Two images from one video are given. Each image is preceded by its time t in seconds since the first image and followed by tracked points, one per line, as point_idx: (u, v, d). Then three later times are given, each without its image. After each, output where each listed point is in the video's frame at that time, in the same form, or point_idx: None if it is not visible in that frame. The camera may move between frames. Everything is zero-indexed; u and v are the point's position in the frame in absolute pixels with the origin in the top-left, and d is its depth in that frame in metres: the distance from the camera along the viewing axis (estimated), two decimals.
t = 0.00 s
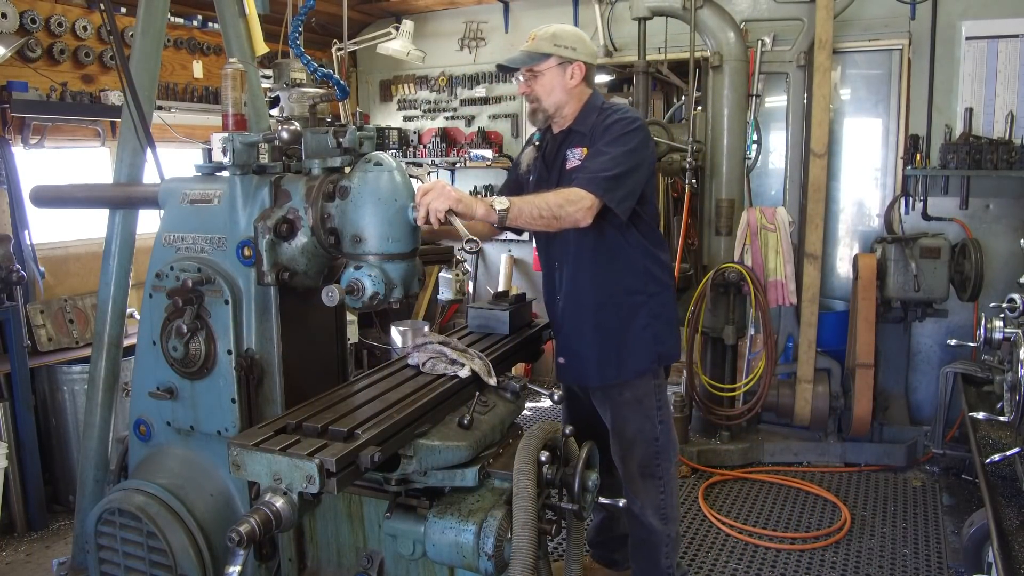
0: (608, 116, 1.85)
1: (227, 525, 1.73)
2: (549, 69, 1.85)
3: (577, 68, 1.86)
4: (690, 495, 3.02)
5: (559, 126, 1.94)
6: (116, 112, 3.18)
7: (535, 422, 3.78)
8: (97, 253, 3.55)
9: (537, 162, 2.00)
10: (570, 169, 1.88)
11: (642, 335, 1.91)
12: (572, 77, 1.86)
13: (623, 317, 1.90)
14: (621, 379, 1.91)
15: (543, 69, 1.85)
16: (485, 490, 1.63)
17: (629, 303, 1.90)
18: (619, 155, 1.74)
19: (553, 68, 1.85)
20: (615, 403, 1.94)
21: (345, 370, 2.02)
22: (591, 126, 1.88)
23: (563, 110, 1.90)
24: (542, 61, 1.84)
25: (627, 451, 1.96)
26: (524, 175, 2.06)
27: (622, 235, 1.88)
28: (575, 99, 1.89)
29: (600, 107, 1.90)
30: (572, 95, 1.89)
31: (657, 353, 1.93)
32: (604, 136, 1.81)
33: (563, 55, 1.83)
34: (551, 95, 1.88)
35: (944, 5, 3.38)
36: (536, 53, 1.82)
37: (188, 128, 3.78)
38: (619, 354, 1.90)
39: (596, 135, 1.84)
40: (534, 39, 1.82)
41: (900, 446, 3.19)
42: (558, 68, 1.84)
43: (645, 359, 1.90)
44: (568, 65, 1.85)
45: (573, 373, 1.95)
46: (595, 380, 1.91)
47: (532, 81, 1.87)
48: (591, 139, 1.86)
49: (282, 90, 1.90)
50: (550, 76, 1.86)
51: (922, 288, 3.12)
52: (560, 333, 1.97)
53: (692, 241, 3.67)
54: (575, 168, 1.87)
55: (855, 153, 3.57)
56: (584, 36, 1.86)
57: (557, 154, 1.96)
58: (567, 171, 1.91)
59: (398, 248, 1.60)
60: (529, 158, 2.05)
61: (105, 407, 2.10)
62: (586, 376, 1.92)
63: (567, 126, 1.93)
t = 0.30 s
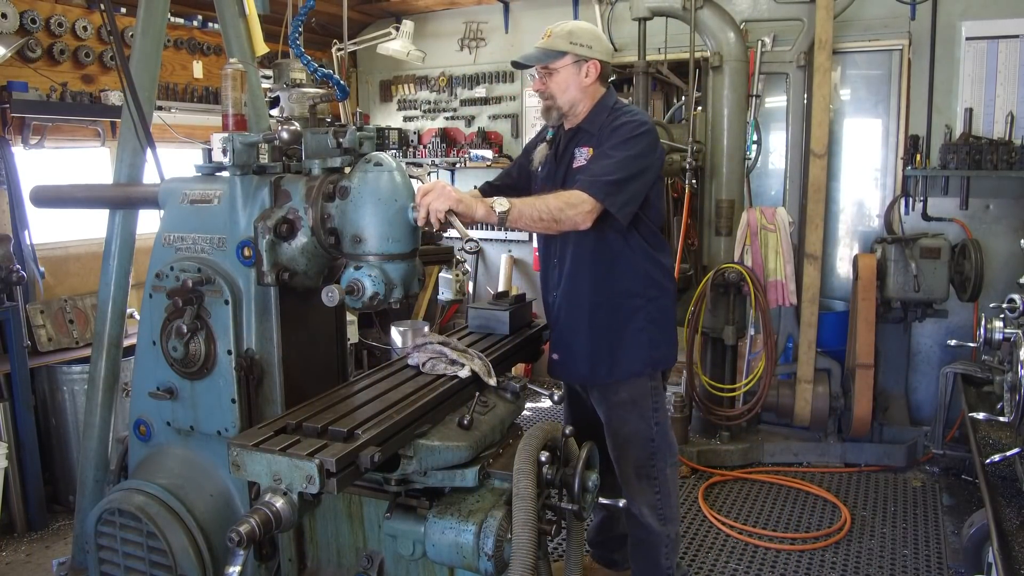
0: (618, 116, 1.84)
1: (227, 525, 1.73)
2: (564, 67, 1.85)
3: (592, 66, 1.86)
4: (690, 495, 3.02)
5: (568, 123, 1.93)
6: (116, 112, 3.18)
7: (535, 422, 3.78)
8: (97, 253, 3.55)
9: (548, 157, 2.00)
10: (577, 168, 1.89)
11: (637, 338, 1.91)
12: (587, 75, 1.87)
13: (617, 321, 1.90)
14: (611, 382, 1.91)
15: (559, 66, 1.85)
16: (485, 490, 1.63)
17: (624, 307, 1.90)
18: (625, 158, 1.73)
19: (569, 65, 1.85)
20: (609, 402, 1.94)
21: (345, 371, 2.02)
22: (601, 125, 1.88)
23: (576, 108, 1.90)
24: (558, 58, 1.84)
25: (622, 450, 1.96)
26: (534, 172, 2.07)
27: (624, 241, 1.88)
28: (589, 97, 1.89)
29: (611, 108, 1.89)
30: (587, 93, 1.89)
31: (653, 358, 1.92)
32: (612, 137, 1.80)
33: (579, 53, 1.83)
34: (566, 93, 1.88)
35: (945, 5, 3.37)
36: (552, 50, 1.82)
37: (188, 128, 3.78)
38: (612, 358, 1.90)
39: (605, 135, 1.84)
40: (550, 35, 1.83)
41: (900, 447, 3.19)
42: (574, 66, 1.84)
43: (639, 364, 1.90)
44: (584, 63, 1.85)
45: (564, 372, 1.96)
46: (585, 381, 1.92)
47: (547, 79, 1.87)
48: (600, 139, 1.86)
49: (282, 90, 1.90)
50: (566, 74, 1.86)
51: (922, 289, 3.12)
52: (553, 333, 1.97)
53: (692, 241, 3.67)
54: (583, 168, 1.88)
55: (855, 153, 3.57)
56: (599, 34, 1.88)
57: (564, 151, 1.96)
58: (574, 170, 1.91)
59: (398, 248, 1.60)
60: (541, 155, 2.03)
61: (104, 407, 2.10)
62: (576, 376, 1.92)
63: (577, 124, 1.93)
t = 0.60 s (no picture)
0: (609, 116, 1.84)
1: (227, 526, 1.73)
2: (553, 72, 1.85)
3: (580, 68, 1.86)
4: (690, 495, 3.02)
5: (558, 125, 1.93)
6: (116, 112, 3.18)
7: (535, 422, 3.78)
8: (97, 253, 3.55)
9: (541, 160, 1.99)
10: (569, 171, 1.88)
11: (635, 340, 1.91)
12: (575, 77, 1.86)
13: (616, 324, 1.91)
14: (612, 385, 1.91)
15: (547, 73, 1.85)
16: (485, 490, 1.63)
17: (622, 309, 1.90)
18: (619, 160, 1.73)
19: (558, 70, 1.84)
20: (607, 402, 1.94)
21: (345, 371, 2.02)
22: (591, 126, 1.87)
23: (569, 111, 1.90)
24: (545, 66, 1.84)
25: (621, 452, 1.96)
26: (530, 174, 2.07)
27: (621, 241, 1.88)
28: (580, 98, 1.89)
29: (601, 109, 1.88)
30: (578, 95, 1.89)
31: (652, 360, 1.93)
32: (603, 138, 1.80)
33: (565, 56, 1.82)
34: (557, 97, 1.87)
35: (945, 5, 3.37)
36: (537, 57, 1.82)
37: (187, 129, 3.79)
38: (611, 360, 1.90)
39: (596, 136, 1.84)
40: (535, 44, 1.83)
41: (899, 447, 3.20)
42: (563, 70, 1.84)
43: (639, 366, 1.90)
44: (571, 65, 1.85)
45: (563, 375, 1.96)
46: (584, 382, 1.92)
47: (537, 86, 1.88)
48: (592, 140, 1.85)
49: (282, 90, 1.89)
50: (555, 80, 1.86)
51: (922, 289, 3.12)
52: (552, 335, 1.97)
53: (692, 242, 3.67)
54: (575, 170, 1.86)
55: (855, 153, 3.57)
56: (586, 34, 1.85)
57: (554, 155, 1.95)
58: (566, 172, 1.90)
59: (398, 248, 1.60)
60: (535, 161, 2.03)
61: (104, 407, 2.10)
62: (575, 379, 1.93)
63: (568, 127, 1.93)
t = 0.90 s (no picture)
0: (598, 117, 1.84)
1: (227, 526, 1.73)
2: (539, 78, 1.82)
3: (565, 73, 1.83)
4: (690, 495, 3.02)
5: (545, 130, 1.92)
6: (115, 112, 3.18)
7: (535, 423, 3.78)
8: (97, 254, 3.55)
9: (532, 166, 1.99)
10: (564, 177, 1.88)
11: (636, 335, 1.90)
12: (561, 81, 1.84)
13: (617, 320, 1.90)
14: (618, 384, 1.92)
15: (533, 78, 1.81)
16: (485, 491, 1.63)
17: (622, 305, 1.90)
18: (612, 155, 1.73)
19: (543, 75, 1.81)
20: (611, 400, 1.94)
21: (345, 372, 2.02)
22: (579, 127, 1.87)
23: (555, 115, 1.88)
24: (532, 71, 1.80)
25: (623, 448, 1.96)
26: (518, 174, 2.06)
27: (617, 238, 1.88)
28: (565, 104, 1.87)
29: (589, 110, 1.88)
30: (564, 99, 1.87)
31: (658, 355, 1.93)
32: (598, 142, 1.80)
33: (551, 62, 1.79)
34: (544, 102, 1.85)
35: (945, 6, 3.38)
36: (524, 62, 1.78)
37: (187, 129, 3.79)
38: (616, 360, 1.90)
39: (586, 137, 1.83)
40: (520, 49, 1.79)
41: (899, 448, 3.20)
42: (549, 76, 1.81)
43: (644, 360, 1.90)
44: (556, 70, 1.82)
45: (569, 374, 1.96)
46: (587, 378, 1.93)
47: (521, 92, 1.84)
48: (584, 141, 1.84)
49: (282, 91, 1.89)
50: (541, 85, 1.83)
51: (922, 289, 3.12)
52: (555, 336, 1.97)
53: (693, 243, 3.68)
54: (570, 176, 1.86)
55: (855, 154, 3.57)
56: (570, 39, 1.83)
57: (544, 159, 1.96)
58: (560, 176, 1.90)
59: (398, 249, 1.60)
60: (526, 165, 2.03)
61: (104, 407, 2.09)
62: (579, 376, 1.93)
63: (555, 130, 1.91)
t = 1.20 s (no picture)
0: (640, 121, 1.74)
1: (227, 526, 1.73)
2: (590, 75, 1.76)
3: (617, 70, 1.78)
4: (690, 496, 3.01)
5: (590, 131, 1.85)
6: (115, 112, 3.18)
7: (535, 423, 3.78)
8: (97, 254, 3.55)
9: (574, 167, 1.92)
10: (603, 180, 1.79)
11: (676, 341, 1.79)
12: (612, 79, 1.78)
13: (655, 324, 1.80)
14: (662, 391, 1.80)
15: (585, 75, 1.76)
16: (485, 491, 1.63)
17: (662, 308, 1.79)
18: (647, 160, 1.64)
19: (595, 73, 1.76)
20: (654, 408, 1.82)
21: (345, 373, 2.02)
22: (620, 129, 1.78)
23: (603, 114, 1.82)
24: (584, 67, 1.75)
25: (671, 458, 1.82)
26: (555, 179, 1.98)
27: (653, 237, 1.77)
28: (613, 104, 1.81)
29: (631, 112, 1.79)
30: (613, 98, 1.81)
31: (704, 362, 1.80)
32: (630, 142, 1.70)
33: (604, 59, 1.75)
34: (593, 100, 1.79)
35: (944, 6, 3.38)
36: (576, 58, 1.74)
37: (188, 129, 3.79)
38: (659, 367, 1.79)
39: (625, 140, 1.74)
40: (573, 44, 1.75)
41: (900, 448, 3.19)
42: (600, 74, 1.76)
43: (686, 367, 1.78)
44: (608, 69, 1.77)
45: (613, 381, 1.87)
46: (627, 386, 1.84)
47: (571, 87, 1.79)
48: (622, 143, 1.75)
49: (282, 91, 1.89)
50: (591, 83, 1.78)
51: (922, 289, 3.12)
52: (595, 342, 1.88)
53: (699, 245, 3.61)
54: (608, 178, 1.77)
55: (855, 154, 3.57)
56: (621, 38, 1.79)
57: (587, 161, 1.88)
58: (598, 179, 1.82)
59: (398, 248, 1.61)
60: (569, 165, 1.95)
61: (104, 407, 2.09)
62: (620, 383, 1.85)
63: (600, 132, 1.84)
